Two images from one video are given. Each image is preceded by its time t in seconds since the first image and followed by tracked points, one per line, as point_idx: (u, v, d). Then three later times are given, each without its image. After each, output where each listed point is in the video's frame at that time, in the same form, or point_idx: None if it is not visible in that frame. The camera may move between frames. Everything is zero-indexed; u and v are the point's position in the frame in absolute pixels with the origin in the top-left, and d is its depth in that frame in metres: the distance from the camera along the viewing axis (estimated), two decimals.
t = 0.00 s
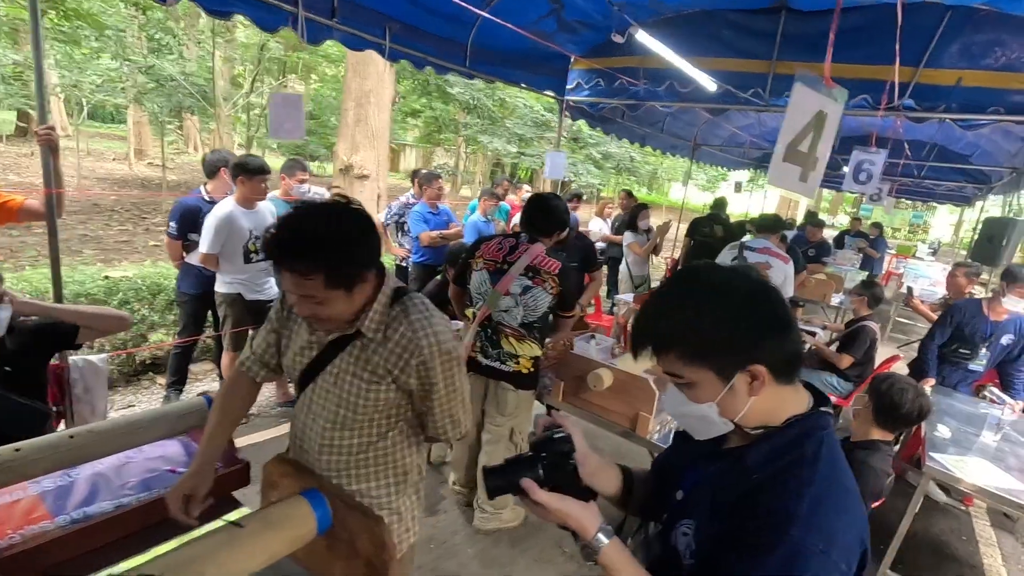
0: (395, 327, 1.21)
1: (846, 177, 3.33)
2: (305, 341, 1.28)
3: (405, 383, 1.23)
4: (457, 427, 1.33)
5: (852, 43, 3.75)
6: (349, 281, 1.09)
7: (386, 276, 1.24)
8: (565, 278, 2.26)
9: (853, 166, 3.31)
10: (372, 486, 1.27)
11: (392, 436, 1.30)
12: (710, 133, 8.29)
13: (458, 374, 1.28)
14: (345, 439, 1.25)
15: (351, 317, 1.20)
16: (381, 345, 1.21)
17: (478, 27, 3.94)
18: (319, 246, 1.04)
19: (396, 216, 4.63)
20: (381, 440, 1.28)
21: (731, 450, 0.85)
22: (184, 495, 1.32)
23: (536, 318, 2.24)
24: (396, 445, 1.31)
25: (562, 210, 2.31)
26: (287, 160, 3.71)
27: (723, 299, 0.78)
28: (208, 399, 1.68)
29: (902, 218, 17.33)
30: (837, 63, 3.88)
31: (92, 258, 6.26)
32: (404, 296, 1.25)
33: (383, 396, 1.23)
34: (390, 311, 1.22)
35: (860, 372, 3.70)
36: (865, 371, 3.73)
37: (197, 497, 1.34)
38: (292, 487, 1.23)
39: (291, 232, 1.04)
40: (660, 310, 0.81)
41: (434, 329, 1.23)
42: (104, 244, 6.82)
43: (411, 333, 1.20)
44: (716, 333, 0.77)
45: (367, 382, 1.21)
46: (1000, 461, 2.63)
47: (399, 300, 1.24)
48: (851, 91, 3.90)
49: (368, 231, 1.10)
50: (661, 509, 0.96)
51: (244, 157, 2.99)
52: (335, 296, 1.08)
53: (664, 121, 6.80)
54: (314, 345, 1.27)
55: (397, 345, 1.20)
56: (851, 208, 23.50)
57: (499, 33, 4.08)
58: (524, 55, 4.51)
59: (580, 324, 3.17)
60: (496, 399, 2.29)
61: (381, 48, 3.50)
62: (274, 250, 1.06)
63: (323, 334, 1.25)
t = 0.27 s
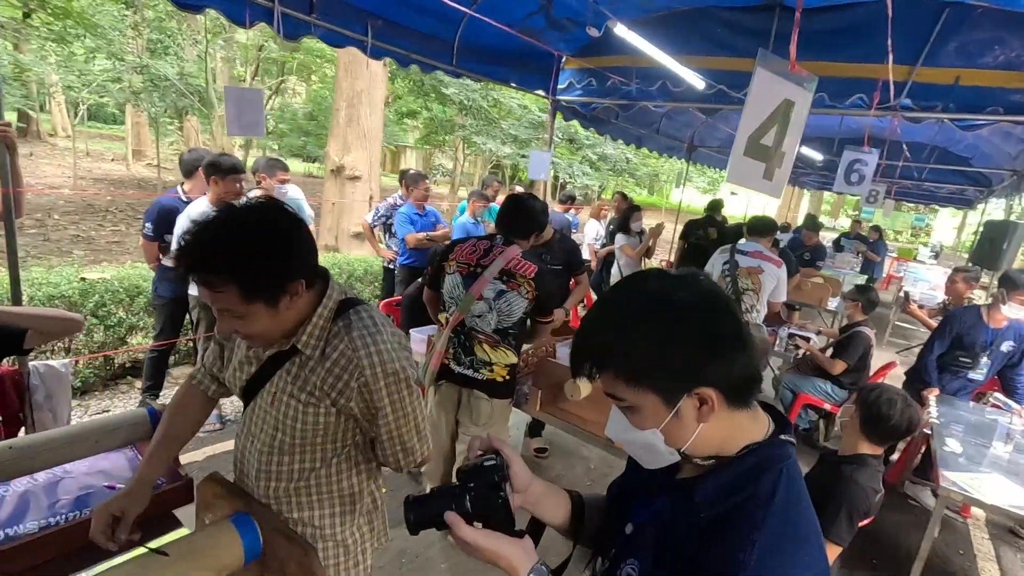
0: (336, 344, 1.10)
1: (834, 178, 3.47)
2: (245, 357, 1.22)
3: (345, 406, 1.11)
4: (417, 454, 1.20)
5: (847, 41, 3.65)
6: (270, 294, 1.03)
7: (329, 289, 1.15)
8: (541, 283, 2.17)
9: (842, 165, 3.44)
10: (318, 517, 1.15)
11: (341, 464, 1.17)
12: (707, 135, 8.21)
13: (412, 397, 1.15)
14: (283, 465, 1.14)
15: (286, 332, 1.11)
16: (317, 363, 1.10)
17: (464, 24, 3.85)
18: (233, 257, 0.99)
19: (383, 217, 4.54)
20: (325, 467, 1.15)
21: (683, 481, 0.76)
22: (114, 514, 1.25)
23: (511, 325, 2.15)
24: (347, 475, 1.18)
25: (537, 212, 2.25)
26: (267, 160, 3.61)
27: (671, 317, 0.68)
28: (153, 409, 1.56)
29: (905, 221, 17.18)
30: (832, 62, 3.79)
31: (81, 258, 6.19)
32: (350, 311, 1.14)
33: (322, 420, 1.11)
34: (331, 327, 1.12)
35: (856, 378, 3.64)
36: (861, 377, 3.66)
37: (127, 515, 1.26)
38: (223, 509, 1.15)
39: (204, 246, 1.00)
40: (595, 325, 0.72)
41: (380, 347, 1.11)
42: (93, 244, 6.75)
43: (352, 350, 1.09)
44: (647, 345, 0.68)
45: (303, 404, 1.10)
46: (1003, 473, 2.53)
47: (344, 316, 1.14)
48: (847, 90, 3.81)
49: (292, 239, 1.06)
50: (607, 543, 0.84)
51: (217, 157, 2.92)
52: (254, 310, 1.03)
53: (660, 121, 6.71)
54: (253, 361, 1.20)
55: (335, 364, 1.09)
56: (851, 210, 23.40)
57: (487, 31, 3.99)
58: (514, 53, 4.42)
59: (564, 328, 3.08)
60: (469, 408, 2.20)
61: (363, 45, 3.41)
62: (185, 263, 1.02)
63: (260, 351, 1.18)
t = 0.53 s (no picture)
0: (282, 353, 0.97)
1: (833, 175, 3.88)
2: (192, 360, 1.11)
3: (288, 423, 0.97)
4: (378, 478, 1.07)
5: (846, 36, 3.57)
6: (204, 297, 0.90)
7: (283, 291, 1.03)
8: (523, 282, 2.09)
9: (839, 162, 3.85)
10: (260, 540, 1.03)
11: (290, 485, 1.05)
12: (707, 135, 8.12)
13: (368, 421, 0.99)
14: (223, 481, 1.02)
15: (230, 338, 0.99)
16: (259, 375, 0.97)
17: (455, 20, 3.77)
18: (161, 253, 0.87)
19: (374, 216, 4.47)
20: (269, 487, 1.02)
21: (634, 498, 0.68)
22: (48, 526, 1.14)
23: (491, 325, 2.07)
24: (296, 496, 1.06)
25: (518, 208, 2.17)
26: (253, 157, 3.53)
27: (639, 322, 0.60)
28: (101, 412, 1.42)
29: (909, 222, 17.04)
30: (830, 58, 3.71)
31: (74, 257, 6.15)
32: (302, 318, 1.00)
33: (263, 436, 0.98)
34: (279, 335, 0.99)
35: (854, 382, 3.55)
36: (860, 381, 3.57)
37: (63, 527, 1.14)
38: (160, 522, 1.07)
39: (133, 241, 0.88)
40: (545, 325, 0.63)
41: (330, 361, 0.96)
42: (88, 244, 6.72)
43: (298, 362, 0.95)
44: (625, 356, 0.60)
45: (243, 418, 0.97)
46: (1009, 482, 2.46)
47: (295, 322, 1.00)
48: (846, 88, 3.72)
49: (237, 238, 0.93)
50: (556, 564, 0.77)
51: (197, 153, 2.85)
52: (185, 315, 0.90)
53: (659, 121, 6.63)
54: (198, 366, 1.09)
55: (278, 374, 0.96)
56: (855, 212, 23.26)
57: (479, 27, 3.91)
58: (507, 50, 4.35)
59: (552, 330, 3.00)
60: (447, 412, 2.12)
61: (350, 40, 3.35)
62: (111, 255, 0.90)
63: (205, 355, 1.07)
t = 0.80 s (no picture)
0: (180, 349, 0.86)
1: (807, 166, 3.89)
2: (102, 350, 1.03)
3: (184, 428, 0.86)
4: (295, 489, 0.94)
5: (836, 28, 3.49)
6: (90, 276, 0.82)
7: (192, 279, 0.93)
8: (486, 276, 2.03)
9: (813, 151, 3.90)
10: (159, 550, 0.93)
11: (196, 494, 0.94)
12: (703, 133, 8.05)
13: (276, 432, 0.87)
14: (121, 483, 0.93)
15: (129, 326, 0.90)
16: (154, 370, 0.87)
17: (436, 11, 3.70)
18: (39, 228, 0.79)
19: (357, 212, 4.41)
20: (170, 492, 0.92)
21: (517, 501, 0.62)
22: None
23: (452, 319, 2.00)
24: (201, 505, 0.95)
25: (482, 199, 2.11)
26: (229, 150, 3.47)
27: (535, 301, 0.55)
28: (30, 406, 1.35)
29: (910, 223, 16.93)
30: (820, 51, 3.63)
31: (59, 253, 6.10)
32: (209, 311, 0.90)
33: (159, 440, 0.87)
34: (180, 330, 0.88)
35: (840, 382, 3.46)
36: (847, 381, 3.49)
37: None
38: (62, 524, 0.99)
39: (7, 216, 0.80)
40: (427, 299, 0.55)
41: (232, 362, 0.84)
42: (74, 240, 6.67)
43: (196, 358, 0.84)
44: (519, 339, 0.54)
45: (136, 417, 0.87)
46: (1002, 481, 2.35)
47: (201, 317, 0.89)
48: (834, 82, 3.66)
49: (130, 216, 0.84)
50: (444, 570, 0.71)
51: (166, 145, 2.79)
52: (62, 301, 0.83)
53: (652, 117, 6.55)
54: (105, 357, 1.01)
55: (174, 373, 0.85)
56: (853, 213, 23.19)
57: (460, 20, 3.85)
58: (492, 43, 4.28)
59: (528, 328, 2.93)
60: (408, 410, 2.05)
61: (326, 32, 3.29)
62: None
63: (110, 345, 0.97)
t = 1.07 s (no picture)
0: (69, 366, 0.84)
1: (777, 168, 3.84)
2: None
3: (74, 445, 0.85)
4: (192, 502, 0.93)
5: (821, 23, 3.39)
6: None
7: (92, 287, 0.89)
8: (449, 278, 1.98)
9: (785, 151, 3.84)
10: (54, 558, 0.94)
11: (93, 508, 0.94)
12: (696, 133, 8.02)
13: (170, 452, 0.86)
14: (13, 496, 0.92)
15: (18, 335, 0.86)
16: (40, 386, 0.84)
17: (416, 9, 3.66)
18: None
19: (341, 212, 4.37)
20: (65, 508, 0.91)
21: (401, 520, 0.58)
22: None
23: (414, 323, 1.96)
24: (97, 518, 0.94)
25: (447, 200, 2.06)
26: (207, 150, 3.43)
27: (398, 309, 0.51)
28: None
29: (909, 224, 16.84)
30: (805, 50, 3.57)
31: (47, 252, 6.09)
32: (106, 323, 0.87)
33: (49, 459, 0.86)
34: (71, 344, 0.85)
35: (824, 386, 3.41)
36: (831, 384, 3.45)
37: None
38: None
39: None
40: (270, 301, 0.50)
41: (122, 381, 0.82)
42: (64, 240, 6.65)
43: (84, 378, 0.82)
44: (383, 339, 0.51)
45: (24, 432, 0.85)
46: (993, 483, 2.26)
47: (95, 330, 0.86)
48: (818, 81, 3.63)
49: (29, 214, 0.80)
50: None
51: (135, 144, 2.75)
52: None
53: (643, 117, 6.50)
54: None
55: (59, 392, 0.84)
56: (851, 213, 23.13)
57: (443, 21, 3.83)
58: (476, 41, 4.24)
59: (505, 331, 2.89)
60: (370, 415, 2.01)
61: (302, 30, 3.24)
62: None
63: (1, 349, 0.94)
